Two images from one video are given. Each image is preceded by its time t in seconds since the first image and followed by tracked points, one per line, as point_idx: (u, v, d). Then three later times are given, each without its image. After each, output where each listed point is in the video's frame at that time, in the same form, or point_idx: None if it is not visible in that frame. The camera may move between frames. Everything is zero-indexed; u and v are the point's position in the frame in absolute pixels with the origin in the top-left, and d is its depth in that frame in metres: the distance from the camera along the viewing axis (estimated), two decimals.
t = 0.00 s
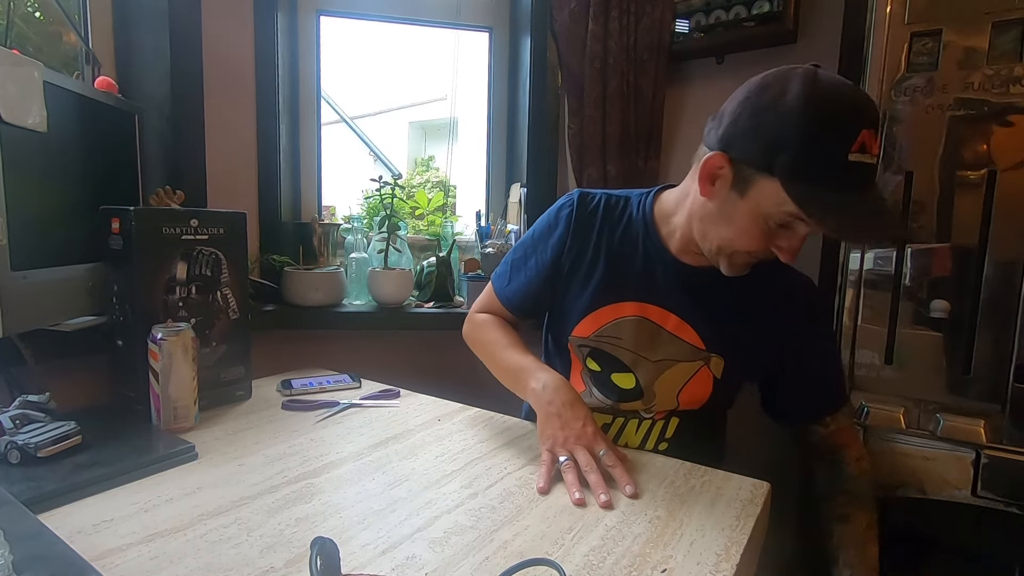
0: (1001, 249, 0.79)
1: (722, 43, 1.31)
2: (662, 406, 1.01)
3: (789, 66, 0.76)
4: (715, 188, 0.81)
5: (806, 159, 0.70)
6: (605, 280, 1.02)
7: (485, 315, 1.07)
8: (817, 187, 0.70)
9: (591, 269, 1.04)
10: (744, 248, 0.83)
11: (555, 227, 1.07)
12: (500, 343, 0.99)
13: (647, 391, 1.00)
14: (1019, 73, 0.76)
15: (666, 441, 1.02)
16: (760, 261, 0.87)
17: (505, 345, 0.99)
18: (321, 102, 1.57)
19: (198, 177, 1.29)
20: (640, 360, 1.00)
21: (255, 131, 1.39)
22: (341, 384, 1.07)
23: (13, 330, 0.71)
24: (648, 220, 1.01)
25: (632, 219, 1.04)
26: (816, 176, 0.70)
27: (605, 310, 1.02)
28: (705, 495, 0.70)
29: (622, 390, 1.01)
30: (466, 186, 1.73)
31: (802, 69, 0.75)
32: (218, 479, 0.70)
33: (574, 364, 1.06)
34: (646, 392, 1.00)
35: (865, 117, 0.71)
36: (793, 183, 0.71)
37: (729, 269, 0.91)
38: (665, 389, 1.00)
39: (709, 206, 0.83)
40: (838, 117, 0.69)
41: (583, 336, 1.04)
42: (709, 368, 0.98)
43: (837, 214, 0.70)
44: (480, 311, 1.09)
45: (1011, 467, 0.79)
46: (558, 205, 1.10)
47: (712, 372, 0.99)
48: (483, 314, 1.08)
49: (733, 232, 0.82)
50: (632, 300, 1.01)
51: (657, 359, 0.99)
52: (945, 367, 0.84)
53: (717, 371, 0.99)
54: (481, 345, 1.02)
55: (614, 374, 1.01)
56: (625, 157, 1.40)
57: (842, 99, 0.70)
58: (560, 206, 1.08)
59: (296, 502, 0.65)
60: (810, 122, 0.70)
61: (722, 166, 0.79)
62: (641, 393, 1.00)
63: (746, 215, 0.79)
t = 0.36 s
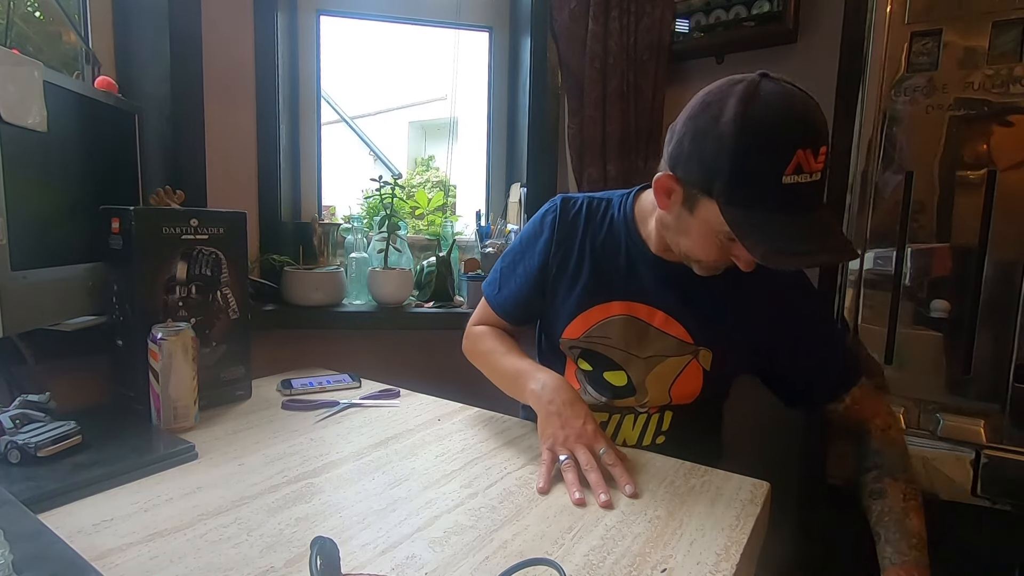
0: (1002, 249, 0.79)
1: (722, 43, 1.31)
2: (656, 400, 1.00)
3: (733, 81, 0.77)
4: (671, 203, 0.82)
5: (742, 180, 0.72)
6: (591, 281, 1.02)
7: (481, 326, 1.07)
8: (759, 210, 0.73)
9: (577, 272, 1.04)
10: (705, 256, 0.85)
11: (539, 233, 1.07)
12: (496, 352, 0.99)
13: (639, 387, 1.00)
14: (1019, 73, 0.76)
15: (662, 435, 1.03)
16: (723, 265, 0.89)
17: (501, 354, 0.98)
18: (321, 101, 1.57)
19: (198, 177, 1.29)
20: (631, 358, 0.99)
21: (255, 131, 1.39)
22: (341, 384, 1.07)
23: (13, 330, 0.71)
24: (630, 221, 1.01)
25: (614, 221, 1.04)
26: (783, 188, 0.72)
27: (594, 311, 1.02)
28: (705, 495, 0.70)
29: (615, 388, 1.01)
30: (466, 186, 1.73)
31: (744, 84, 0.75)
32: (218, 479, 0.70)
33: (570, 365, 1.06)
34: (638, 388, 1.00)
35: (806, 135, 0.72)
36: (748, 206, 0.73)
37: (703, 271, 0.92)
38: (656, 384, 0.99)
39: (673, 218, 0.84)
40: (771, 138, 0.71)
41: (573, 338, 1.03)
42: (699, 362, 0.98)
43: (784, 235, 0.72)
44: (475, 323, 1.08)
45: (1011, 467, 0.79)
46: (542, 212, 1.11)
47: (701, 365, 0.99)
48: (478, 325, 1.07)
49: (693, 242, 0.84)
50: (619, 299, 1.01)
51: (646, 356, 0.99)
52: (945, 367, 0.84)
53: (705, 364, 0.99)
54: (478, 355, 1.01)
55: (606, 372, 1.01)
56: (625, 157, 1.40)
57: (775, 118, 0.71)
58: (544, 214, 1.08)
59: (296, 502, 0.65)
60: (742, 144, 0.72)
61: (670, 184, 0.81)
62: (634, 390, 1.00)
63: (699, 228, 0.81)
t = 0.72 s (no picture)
0: (1001, 249, 0.79)
1: (722, 43, 1.31)
2: (656, 402, 1.00)
3: (726, 83, 0.75)
4: (664, 205, 0.83)
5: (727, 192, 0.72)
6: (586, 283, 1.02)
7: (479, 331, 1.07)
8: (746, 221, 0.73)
9: (573, 275, 1.04)
10: (698, 258, 0.86)
11: (534, 236, 1.07)
12: (495, 356, 0.99)
13: (638, 390, 1.00)
14: (1019, 73, 0.76)
15: (662, 436, 1.04)
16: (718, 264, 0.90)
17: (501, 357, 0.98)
18: (321, 101, 1.57)
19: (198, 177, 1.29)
20: (629, 361, 0.99)
21: (255, 131, 1.39)
22: (341, 384, 1.07)
23: (13, 330, 0.71)
24: (624, 223, 1.01)
25: (608, 223, 1.03)
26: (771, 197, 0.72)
27: (590, 315, 1.01)
28: (705, 495, 0.70)
29: (615, 391, 1.01)
30: (466, 186, 1.73)
31: (736, 88, 0.74)
32: (218, 479, 0.70)
33: (569, 368, 1.06)
34: (638, 392, 1.00)
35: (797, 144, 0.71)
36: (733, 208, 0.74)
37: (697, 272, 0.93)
38: (655, 386, 0.99)
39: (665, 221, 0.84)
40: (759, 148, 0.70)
41: (570, 342, 1.03)
42: (697, 362, 0.98)
43: (771, 247, 0.72)
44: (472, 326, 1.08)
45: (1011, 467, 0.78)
46: (536, 216, 1.10)
47: (700, 366, 0.99)
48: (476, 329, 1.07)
49: (686, 243, 0.84)
50: (616, 301, 1.00)
51: (645, 358, 0.99)
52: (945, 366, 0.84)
53: (705, 365, 0.99)
54: (478, 359, 1.01)
55: (605, 375, 1.01)
56: (625, 157, 1.40)
57: (764, 128, 0.70)
58: (538, 217, 1.08)
59: (296, 502, 0.65)
60: (730, 154, 0.71)
61: (661, 187, 0.81)
62: (634, 393, 1.00)
63: (690, 231, 0.81)
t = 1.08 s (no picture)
0: (1001, 249, 0.79)
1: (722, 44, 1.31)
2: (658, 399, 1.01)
3: (707, 66, 0.78)
4: (655, 192, 0.84)
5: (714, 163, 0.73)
6: (581, 283, 1.02)
7: (478, 335, 1.06)
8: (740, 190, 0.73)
9: (569, 276, 1.04)
10: (693, 245, 0.87)
11: (529, 238, 1.07)
12: (494, 359, 0.99)
13: (640, 388, 1.00)
14: (1019, 73, 0.76)
15: (663, 437, 1.03)
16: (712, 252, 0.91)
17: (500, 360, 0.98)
18: (321, 101, 1.57)
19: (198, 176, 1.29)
20: (629, 359, 1.00)
21: (255, 131, 1.39)
22: (341, 384, 1.07)
23: (13, 330, 0.70)
24: (618, 222, 1.02)
25: (603, 222, 1.04)
26: (761, 166, 0.72)
27: (588, 314, 1.02)
28: (705, 495, 0.70)
29: (615, 391, 1.01)
30: (466, 186, 1.73)
31: (717, 68, 0.76)
32: (218, 479, 0.70)
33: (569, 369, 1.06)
34: (639, 389, 1.00)
35: (783, 116, 0.72)
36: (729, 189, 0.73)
37: (691, 261, 0.93)
38: (656, 382, 1.00)
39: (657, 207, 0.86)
40: (745, 123, 0.71)
41: (570, 342, 1.03)
42: (697, 356, 0.99)
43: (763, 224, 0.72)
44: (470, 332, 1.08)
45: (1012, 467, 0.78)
46: (530, 219, 1.11)
47: (701, 360, 0.99)
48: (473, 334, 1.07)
49: (680, 231, 0.85)
50: (613, 299, 1.01)
51: (645, 355, 0.99)
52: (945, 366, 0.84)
53: (705, 359, 0.99)
54: (477, 365, 1.01)
55: (606, 374, 1.01)
56: (625, 157, 1.40)
57: (747, 103, 0.72)
58: (533, 219, 1.08)
59: (296, 502, 0.65)
60: (715, 128, 0.72)
61: (651, 173, 0.83)
62: (634, 391, 1.01)
63: (683, 217, 0.82)
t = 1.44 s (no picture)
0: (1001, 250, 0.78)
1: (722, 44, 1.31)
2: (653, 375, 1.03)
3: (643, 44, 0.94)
4: (617, 159, 0.97)
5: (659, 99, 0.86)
6: (566, 274, 1.07)
7: (473, 346, 1.05)
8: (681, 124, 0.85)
9: (556, 271, 1.08)
10: (659, 202, 0.94)
11: (512, 242, 1.11)
12: (491, 368, 0.98)
13: (636, 367, 1.03)
14: (1019, 73, 0.75)
15: (661, 426, 1.05)
16: (682, 216, 0.98)
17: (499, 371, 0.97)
18: (321, 101, 1.57)
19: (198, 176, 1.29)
20: (622, 337, 1.03)
21: (255, 131, 1.39)
22: (341, 384, 1.07)
23: (13, 330, 0.70)
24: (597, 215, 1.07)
25: (579, 218, 1.10)
26: (701, 98, 0.85)
27: (575, 301, 1.05)
28: (705, 495, 0.70)
29: (613, 371, 1.04)
30: (466, 186, 1.73)
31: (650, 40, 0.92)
32: (218, 479, 0.70)
33: (562, 362, 1.08)
34: (634, 365, 1.04)
35: (711, 55, 0.86)
36: (679, 123, 0.85)
37: (662, 227, 1.01)
38: (650, 357, 1.03)
39: (622, 174, 0.97)
40: (680, 66, 0.85)
41: (563, 333, 1.06)
42: (686, 325, 1.03)
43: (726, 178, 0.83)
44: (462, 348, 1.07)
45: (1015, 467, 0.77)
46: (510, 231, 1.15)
47: (690, 329, 1.04)
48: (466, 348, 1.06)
49: (646, 189, 0.95)
50: (598, 285, 1.05)
51: (636, 332, 1.03)
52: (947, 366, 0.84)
53: (693, 326, 1.04)
54: (475, 377, 1.00)
55: (602, 357, 1.04)
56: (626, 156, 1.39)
57: (676, 50, 0.86)
58: (514, 225, 1.12)
59: (296, 502, 0.65)
60: (655, 76, 0.86)
61: (611, 139, 0.96)
62: (630, 368, 1.04)
63: (644, 169, 0.92)
